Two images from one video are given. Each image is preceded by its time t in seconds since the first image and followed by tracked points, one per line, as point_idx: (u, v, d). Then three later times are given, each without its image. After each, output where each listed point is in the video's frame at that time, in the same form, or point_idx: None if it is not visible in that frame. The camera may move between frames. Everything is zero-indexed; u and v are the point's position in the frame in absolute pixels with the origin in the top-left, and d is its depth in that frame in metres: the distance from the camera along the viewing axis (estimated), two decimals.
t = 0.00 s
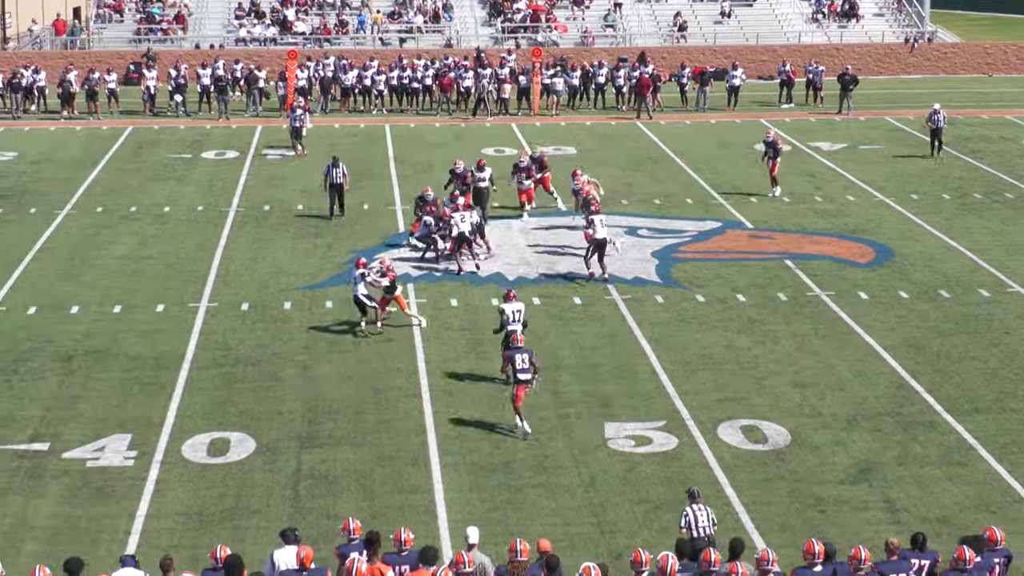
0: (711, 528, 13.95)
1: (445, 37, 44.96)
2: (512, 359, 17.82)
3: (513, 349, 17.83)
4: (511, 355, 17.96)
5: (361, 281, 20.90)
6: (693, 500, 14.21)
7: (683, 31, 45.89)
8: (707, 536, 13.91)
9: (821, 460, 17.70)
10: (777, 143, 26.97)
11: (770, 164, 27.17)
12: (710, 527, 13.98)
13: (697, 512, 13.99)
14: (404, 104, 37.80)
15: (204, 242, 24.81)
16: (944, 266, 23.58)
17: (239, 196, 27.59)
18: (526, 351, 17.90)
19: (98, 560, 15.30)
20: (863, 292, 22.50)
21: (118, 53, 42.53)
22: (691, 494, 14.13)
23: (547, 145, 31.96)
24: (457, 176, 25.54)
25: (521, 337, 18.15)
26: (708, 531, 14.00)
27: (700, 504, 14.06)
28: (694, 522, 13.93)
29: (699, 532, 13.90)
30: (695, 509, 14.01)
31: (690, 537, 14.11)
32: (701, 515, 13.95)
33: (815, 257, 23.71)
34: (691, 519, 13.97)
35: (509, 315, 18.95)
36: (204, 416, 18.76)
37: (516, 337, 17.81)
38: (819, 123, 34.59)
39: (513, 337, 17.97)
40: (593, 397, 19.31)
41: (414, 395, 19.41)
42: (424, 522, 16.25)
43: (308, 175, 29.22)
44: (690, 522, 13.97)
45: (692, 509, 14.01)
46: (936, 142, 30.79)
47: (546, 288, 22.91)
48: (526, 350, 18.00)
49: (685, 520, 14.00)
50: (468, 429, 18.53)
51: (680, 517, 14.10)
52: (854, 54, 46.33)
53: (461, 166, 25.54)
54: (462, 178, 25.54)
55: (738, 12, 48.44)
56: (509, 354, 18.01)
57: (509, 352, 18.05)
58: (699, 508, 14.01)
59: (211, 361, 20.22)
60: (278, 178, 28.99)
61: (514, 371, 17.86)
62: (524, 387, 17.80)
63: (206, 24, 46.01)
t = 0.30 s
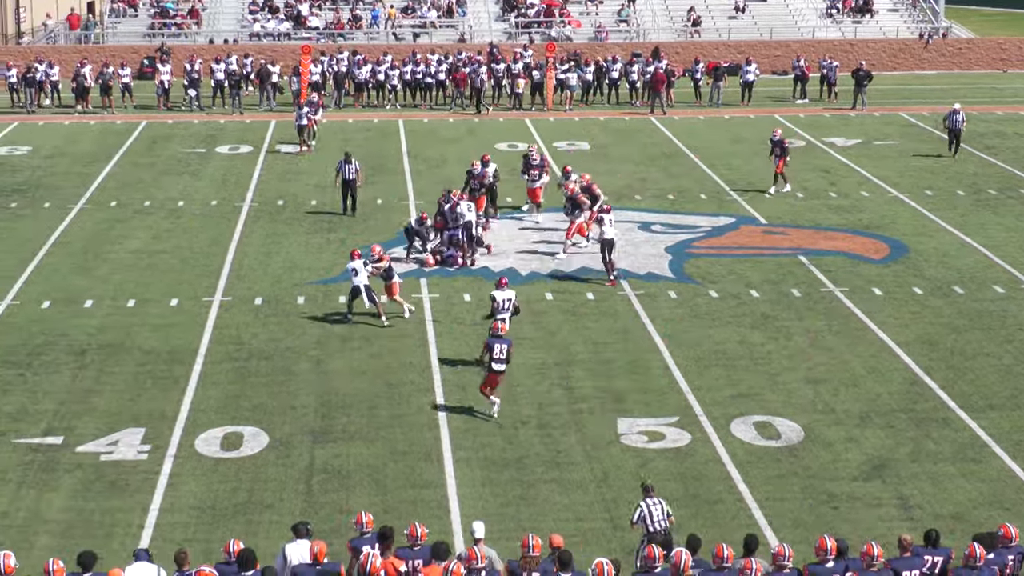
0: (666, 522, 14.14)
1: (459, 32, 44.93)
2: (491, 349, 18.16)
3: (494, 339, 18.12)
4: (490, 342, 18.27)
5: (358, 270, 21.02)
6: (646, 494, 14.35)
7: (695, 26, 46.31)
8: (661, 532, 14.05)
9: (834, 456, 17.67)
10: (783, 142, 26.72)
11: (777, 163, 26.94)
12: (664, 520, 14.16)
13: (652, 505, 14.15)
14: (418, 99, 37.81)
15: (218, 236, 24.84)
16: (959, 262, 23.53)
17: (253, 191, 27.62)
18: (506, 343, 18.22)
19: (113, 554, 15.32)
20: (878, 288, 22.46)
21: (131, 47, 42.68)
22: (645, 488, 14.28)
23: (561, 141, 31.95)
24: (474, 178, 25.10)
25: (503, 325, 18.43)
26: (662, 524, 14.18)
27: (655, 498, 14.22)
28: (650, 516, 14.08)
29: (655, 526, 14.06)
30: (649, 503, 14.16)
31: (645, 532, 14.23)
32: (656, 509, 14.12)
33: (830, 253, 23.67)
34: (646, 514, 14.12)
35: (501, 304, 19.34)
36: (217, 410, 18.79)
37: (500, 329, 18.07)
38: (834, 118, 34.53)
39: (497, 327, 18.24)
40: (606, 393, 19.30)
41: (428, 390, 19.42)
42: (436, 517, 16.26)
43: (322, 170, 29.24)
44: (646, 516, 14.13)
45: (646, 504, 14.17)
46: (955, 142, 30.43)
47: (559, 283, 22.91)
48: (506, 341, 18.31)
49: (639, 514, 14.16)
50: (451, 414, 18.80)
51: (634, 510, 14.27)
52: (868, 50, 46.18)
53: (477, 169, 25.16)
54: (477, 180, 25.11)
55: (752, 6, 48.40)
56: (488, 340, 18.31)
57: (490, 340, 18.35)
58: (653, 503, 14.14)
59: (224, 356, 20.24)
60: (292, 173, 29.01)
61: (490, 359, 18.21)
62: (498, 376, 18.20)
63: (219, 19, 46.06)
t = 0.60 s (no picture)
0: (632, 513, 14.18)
1: (478, 26, 44.93)
2: (483, 335, 18.35)
3: (485, 327, 18.28)
4: (482, 328, 18.44)
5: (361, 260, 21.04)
6: (615, 483, 14.38)
7: (715, 19, 46.06)
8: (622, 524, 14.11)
9: (854, 450, 17.65)
10: (793, 137, 26.67)
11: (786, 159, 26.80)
12: (629, 512, 14.19)
13: (619, 496, 14.18)
14: (437, 93, 37.84)
15: (237, 230, 24.88)
16: (978, 257, 23.49)
17: (272, 184, 27.65)
18: (497, 330, 18.37)
19: (132, 546, 15.34)
20: (897, 282, 22.43)
21: (151, 41, 42.54)
22: (614, 477, 14.30)
23: (579, 135, 31.95)
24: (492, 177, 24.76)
25: (496, 311, 18.57)
26: (626, 516, 14.20)
27: (624, 489, 14.24)
28: (614, 506, 14.15)
29: (618, 516, 14.13)
30: (617, 493, 14.19)
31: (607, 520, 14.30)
32: (622, 500, 14.16)
33: (849, 248, 23.65)
34: (612, 504, 14.19)
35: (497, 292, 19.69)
36: (236, 404, 18.81)
37: (492, 319, 18.20)
38: (853, 112, 34.48)
39: (489, 314, 18.39)
40: (625, 387, 19.31)
41: (447, 384, 19.43)
42: (455, 511, 16.27)
43: (340, 164, 29.27)
44: (611, 506, 14.20)
45: (613, 493, 14.20)
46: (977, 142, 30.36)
47: (578, 278, 22.93)
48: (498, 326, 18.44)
49: (606, 503, 14.23)
50: (444, 397, 19.09)
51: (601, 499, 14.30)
52: (888, 44, 46.09)
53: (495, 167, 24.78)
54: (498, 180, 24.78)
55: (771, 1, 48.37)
56: (480, 325, 18.49)
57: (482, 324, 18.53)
58: (620, 494, 14.16)
59: (244, 349, 20.27)
60: (311, 166, 29.04)
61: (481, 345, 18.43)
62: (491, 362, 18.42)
63: (239, 13, 46.15)
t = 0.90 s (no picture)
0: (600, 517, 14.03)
1: (493, 20, 44.93)
2: (481, 319, 18.78)
3: (485, 310, 18.74)
4: (482, 312, 18.88)
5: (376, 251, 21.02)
6: (584, 486, 14.27)
7: (730, 14, 46.12)
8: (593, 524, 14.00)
9: (869, 445, 17.62)
10: (795, 137, 26.59)
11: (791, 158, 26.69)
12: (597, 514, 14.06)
13: (587, 498, 14.05)
14: (451, 88, 37.88)
15: (253, 224, 24.91)
16: (994, 252, 23.46)
17: (288, 179, 27.68)
18: (496, 314, 18.84)
19: (147, 540, 15.33)
20: (912, 277, 22.41)
21: (166, 36, 42.60)
22: (584, 481, 14.19)
23: (594, 129, 31.95)
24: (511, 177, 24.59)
25: (497, 297, 19.07)
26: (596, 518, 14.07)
27: (592, 492, 14.12)
28: (583, 508, 14.01)
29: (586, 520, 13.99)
30: (585, 494, 14.07)
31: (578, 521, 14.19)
32: (591, 502, 14.02)
33: (865, 242, 23.64)
34: (580, 506, 14.05)
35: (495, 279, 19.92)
36: (252, 398, 18.82)
37: (493, 301, 18.70)
38: (868, 107, 34.45)
39: (490, 298, 18.90)
40: (640, 381, 19.30)
41: (461, 378, 19.44)
42: (470, 505, 16.25)
43: (355, 159, 29.29)
44: (579, 509, 14.06)
45: (582, 495, 14.10)
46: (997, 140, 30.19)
47: (593, 273, 22.97)
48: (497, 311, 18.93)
49: (574, 506, 14.08)
50: (444, 382, 19.33)
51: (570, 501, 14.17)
52: (903, 39, 45.96)
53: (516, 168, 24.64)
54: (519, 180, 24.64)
55: None
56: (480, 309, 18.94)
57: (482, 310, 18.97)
58: (589, 495, 14.04)
59: (259, 344, 20.29)
60: (326, 161, 29.06)
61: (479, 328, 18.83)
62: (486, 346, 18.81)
63: (254, 7, 46.23)
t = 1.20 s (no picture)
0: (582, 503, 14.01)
1: (507, 16, 44.92)
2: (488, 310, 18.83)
3: (491, 301, 18.74)
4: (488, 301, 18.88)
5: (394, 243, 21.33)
6: (562, 473, 14.28)
7: (744, 10, 46.07)
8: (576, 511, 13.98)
9: (883, 442, 17.58)
10: (796, 134, 26.57)
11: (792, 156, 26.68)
12: (579, 500, 14.03)
13: (568, 485, 14.06)
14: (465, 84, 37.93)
15: (267, 220, 24.95)
16: (1008, 249, 23.41)
17: (301, 175, 27.70)
18: (502, 303, 18.85)
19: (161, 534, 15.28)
20: (926, 274, 22.39)
21: (181, 32, 42.67)
22: (565, 468, 14.22)
23: (608, 126, 31.95)
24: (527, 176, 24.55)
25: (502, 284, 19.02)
26: (578, 504, 14.05)
27: (573, 479, 14.13)
28: (565, 495, 13.99)
29: (569, 506, 13.98)
30: (566, 482, 14.07)
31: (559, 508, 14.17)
32: (572, 489, 14.02)
33: (879, 239, 23.62)
34: (562, 493, 14.04)
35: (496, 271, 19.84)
36: (266, 394, 18.82)
37: (498, 293, 18.65)
38: (883, 103, 34.42)
39: (495, 287, 18.85)
40: (654, 378, 19.29)
41: (475, 375, 19.43)
42: (483, 501, 16.21)
43: (369, 154, 29.31)
44: (562, 496, 14.04)
45: (563, 482, 14.08)
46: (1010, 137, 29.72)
47: (607, 269, 22.99)
48: (504, 300, 18.90)
49: (556, 493, 14.08)
50: (453, 372, 19.51)
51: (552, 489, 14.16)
52: (917, 35, 46.07)
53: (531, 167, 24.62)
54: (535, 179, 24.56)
55: None
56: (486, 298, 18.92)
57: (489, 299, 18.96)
58: (570, 482, 14.04)
59: (273, 340, 20.30)
60: (340, 157, 29.08)
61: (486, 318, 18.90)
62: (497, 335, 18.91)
63: (268, 4, 46.30)
